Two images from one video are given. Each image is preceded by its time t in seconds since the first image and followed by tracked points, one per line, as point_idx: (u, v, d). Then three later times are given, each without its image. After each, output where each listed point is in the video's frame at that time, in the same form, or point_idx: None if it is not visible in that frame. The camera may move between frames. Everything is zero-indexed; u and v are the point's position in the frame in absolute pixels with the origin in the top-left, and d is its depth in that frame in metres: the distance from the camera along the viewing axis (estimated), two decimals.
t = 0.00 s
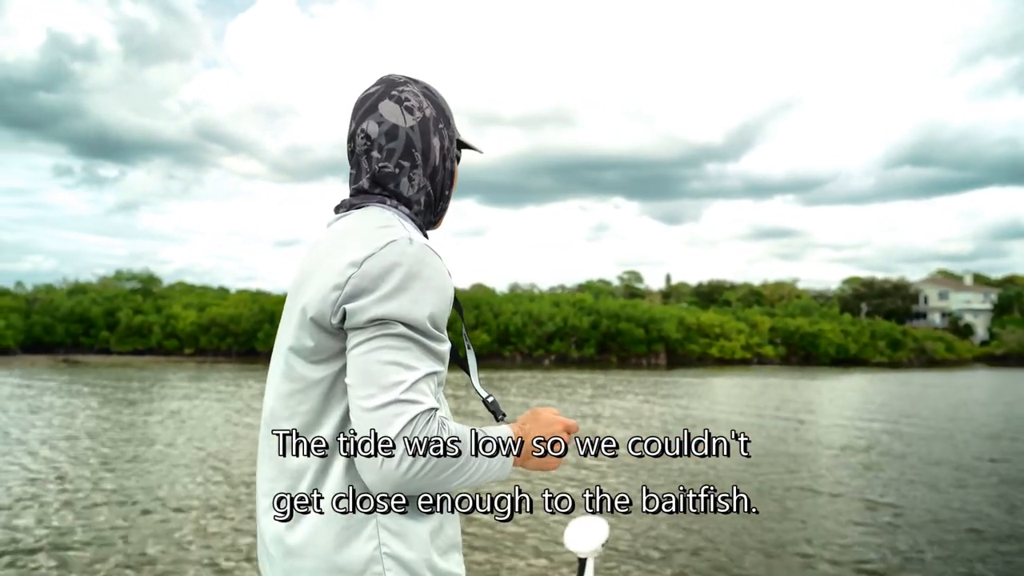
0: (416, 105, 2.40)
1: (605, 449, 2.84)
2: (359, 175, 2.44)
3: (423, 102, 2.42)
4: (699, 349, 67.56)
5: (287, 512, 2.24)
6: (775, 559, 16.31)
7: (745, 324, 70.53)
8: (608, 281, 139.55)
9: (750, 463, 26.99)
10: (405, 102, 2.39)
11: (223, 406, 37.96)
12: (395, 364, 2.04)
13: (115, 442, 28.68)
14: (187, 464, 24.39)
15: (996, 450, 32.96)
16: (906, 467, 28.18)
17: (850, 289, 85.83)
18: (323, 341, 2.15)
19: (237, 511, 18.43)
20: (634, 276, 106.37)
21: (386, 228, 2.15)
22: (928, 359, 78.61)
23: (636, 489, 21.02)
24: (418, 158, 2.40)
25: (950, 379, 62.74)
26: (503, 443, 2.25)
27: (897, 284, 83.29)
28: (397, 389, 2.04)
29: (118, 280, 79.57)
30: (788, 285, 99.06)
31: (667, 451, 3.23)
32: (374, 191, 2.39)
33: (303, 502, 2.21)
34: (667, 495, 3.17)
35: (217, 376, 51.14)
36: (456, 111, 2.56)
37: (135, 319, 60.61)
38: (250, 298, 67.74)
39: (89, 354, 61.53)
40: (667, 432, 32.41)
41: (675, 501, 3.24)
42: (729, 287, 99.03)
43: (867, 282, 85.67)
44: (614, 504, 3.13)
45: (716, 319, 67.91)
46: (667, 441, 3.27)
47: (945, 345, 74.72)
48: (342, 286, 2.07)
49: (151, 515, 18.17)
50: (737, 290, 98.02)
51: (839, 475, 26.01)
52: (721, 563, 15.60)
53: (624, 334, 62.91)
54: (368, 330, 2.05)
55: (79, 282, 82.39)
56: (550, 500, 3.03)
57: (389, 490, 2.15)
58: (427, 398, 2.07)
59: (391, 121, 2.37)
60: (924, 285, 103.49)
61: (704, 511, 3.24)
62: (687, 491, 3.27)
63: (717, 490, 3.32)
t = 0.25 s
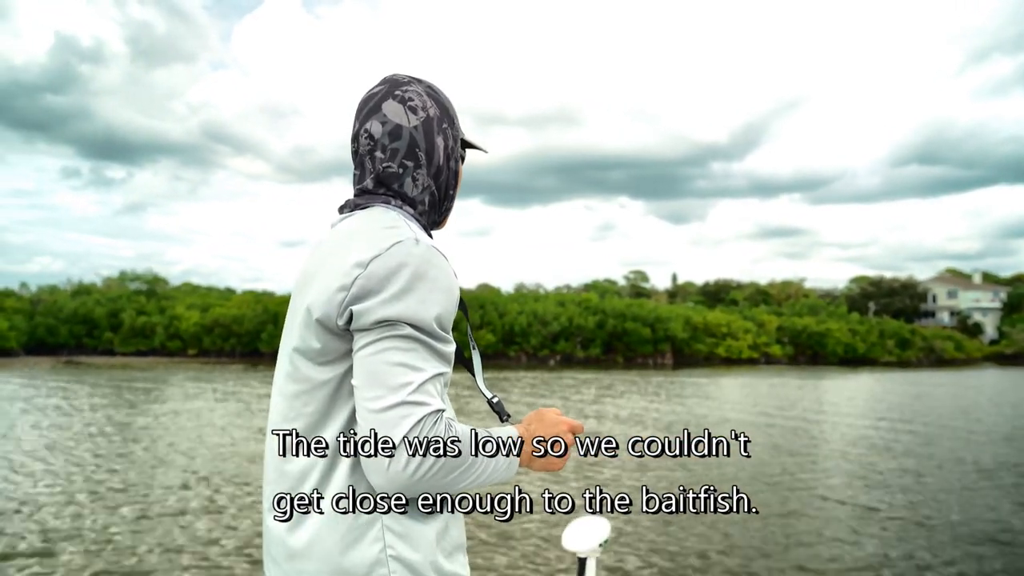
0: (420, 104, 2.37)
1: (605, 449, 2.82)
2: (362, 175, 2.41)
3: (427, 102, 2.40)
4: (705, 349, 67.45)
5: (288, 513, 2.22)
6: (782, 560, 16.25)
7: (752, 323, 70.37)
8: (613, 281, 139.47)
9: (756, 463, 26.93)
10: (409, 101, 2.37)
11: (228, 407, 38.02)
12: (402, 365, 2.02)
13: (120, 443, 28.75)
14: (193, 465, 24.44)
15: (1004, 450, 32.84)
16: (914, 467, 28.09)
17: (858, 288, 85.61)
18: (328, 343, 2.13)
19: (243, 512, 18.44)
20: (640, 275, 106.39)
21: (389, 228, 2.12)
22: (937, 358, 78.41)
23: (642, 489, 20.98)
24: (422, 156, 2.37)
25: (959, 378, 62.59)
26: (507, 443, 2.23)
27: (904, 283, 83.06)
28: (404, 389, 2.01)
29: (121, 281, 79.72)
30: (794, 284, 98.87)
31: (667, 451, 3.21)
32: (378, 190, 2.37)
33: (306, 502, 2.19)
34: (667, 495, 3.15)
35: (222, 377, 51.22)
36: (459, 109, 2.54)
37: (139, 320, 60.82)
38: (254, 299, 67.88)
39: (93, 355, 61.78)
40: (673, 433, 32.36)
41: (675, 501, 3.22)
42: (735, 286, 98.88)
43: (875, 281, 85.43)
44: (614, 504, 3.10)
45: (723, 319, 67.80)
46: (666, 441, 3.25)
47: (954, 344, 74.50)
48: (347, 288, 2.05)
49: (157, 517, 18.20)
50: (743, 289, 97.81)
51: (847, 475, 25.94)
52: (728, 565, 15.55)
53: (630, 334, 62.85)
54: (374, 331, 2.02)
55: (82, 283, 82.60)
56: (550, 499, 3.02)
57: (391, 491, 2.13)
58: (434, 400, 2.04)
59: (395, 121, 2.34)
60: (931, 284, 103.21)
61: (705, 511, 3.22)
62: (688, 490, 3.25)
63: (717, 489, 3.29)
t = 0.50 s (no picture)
0: (418, 103, 2.36)
1: (605, 450, 2.81)
2: (360, 175, 2.40)
3: (425, 101, 2.38)
4: (707, 349, 67.50)
5: (285, 511, 2.22)
6: (782, 561, 16.27)
7: (754, 324, 70.47)
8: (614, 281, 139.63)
9: (757, 463, 26.95)
10: (407, 100, 2.35)
11: (226, 408, 38.05)
12: (400, 367, 2.01)
13: (120, 444, 28.79)
14: (192, 466, 24.46)
15: (1006, 450, 32.85)
16: (915, 468, 28.12)
17: (859, 288, 85.80)
18: (326, 345, 2.12)
19: (242, 513, 18.46)
20: (641, 276, 106.52)
21: (386, 228, 2.12)
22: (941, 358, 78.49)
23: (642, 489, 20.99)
24: (419, 156, 2.37)
25: (961, 378, 62.78)
26: (504, 442, 2.20)
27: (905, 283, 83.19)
28: (402, 392, 2.01)
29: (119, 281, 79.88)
30: (795, 284, 98.98)
31: (668, 452, 3.20)
32: (375, 189, 2.36)
33: (303, 501, 2.18)
34: (667, 495, 3.13)
35: (221, 377, 51.35)
36: (457, 109, 2.53)
37: (138, 320, 60.98)
38: (253, 300, 67.99)
39: (90, 355, 61.95)
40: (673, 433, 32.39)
41: (675, 501, 3.20)
42: (736, 287, 98.97)
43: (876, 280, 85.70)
44: (614, 504, 3.09)
45: (724, 319, 67.85)
46: (667, 441, 3.24)
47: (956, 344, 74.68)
48: (344, 289, 2.04)
49: (157, 517, 18.21)
50: (744, 289, 97.86)
51: (848, 476, 25.96)
52: (729, 565, 15.57)
53: (631, 334, 62.92)
54: (372, 333, 2.01)
55: (81, 283, 82.87)
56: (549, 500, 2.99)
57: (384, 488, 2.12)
58: (432, 403, 2.04)
59: (393, 120, 2.33)
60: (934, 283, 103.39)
61: (704, 512, 3.21)
62: (687, 491, 3.23)
63: (717, 490, 3.29)
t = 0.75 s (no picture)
0: (426, 105, 2.35)
1: (604, 450, 2.78)
2: (365, 173, 2.38)
3: (432, 102, 2.37)
4: (709, 350, 67.41)
5: (284, 513, 2.19)
6: (783, 562, 16.24)
7: (756, 324, 70.47)
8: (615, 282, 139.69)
9: (759, 464, 26.93)
10: (415, 101, 2.34)
11: (225, 410, 37.99)
12: (404, 371, 1.99)
13: (120, 445, 28.80)
14: (192, 467, 24.46)
15: (1009, 451, 32.82)
16: (918, 468, 28.10)
17: (862, 288, 85.83)
18: (330, 347, 2.09)
19: (243, 514, 18.46)
20: (643, 276, 106.52)
21: (390, 230, 2.10)
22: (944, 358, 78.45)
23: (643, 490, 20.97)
24: (426, 157, 2.35)
25: (964, 378, 62.81)
26: (506, 442, 2.17)
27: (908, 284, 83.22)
28: (405, 396, 1.98)
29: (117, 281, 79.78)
30: (798, 284, 98.94)
31: (668, 452, 3.17)
32: (381, 189, 2.34)
33: (302, 502, 2.15)
34: (667, 495, 3.10)
35: (220, 378, 51.30)
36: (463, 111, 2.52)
37: (137, 321, 61.11)
38: (252, 301, 68.05)
39: (88, 356, 62.10)
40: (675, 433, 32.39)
41: (675, 501, 3.17)
42: (739, 287, 98.96)
43: (879, 280, 85.69)
44: (614, 504, 3.06)
45: (727, 320, 67.87)
46: (667, 441, 3.22)
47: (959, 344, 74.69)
48: (349, 290, 2.01)
49: (157, 519, 18.21)
50: (746, 289, 97.85)
51: (850, 477, 25.94)
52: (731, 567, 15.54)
53: (633, 335, 62.92)
54: (377, 336, 1.99)
55: (79, 284, 82.86)
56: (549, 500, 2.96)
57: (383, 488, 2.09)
58: (436, 407, 2.01)
59: (400, 120, 2.31)
60: (936, 283, 103.41)
61: (704, 512, 3.18)
62: (688, 491, 3.20)
63: (717, 489, 3.26)
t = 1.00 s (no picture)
0: (446, 109, 2.33)
1: (605, 449, 2.76)
2: (380, 172, 2.34)
3: (450, 108, 2.36)
4: (713, 352, 67.20)
5: (284, 513, 2.15)
6: (787, 565, 16.19)
7: (760, 327, 70.40)
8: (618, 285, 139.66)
9: (762, 467, 26.89)
10: (436, 105, 2.32)
11: (225, 412, 37.96)
12: (423, 377, 1.97)
13: (121, 447, 28.80)
14: (193, 470, 24.44)
15: (1014, 454, 32.81)
16: (923, 472, 28.08)
17: (866, 291, 85.87)
18: (347, 352, 2.05)
19: (243, 518, 18.41)
20: (646, 279, 106.46)
21: (408, 233, 2.07)
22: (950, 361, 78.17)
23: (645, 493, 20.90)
24: (443, 162, 2.34)
25: (969, 381, 62.80)
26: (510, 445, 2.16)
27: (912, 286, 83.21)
28: (424, 402, 1.96)
29: (117, 283, 79.81)
30: (802, 287, 98.92)
31: (668, 452, 3.15)
32: (397, 192, 2.31)
33: (302, 503, 2.12)
34: (667, 495, 3.07)
35: (220, 381, 51.24)
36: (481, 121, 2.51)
37: (136, 323, 61.35)
38: (253, 304, 68.21)
39: (87, 358, 62.36)
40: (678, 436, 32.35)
41: (675, 501, 3.14)
42: (742, 289, 98.96)
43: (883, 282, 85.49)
44: (614, 504, 3.03)
45: (731, 322, 67.74)
46: (667, 441, 3.20)
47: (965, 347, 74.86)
48: (371, 295, 1.98)
49: (158, 521, 18.19)
50: (750, 291, 97.82)
51: (854, 480, 25.93)
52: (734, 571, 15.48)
53: (636, 337, 62.87)
54: (396, 342, 1.96)
55: (80, 286, 82.94)
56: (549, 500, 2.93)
57: (388, 492, 2.06)
58: (453, 413, 2.00)
59: (422, 124, 2.29)
60: (941, 286, 103.17)
61: (704, 512, 3.16)
62: (687, 490, 3.17)
63: (717, 489, 3.24)
